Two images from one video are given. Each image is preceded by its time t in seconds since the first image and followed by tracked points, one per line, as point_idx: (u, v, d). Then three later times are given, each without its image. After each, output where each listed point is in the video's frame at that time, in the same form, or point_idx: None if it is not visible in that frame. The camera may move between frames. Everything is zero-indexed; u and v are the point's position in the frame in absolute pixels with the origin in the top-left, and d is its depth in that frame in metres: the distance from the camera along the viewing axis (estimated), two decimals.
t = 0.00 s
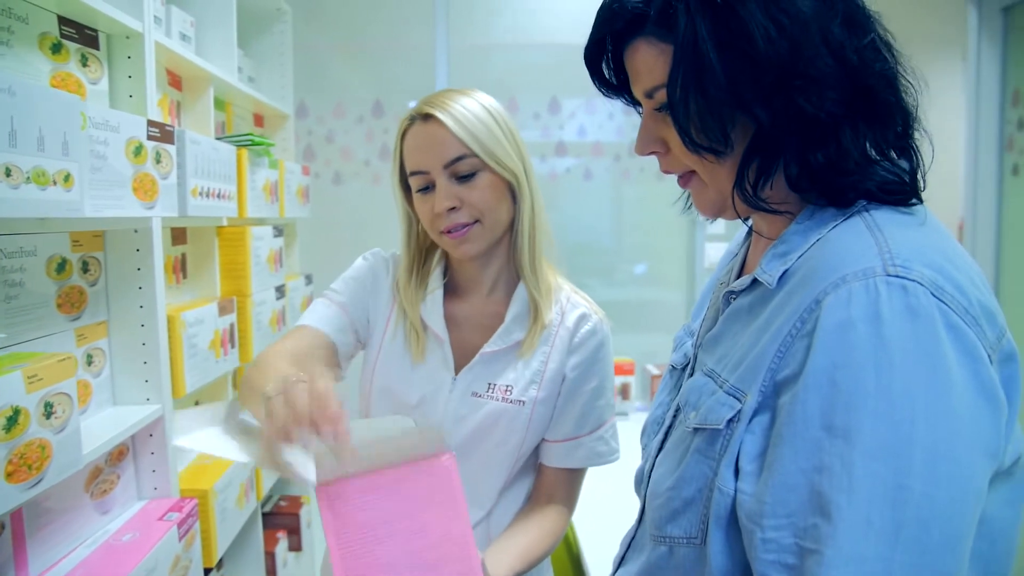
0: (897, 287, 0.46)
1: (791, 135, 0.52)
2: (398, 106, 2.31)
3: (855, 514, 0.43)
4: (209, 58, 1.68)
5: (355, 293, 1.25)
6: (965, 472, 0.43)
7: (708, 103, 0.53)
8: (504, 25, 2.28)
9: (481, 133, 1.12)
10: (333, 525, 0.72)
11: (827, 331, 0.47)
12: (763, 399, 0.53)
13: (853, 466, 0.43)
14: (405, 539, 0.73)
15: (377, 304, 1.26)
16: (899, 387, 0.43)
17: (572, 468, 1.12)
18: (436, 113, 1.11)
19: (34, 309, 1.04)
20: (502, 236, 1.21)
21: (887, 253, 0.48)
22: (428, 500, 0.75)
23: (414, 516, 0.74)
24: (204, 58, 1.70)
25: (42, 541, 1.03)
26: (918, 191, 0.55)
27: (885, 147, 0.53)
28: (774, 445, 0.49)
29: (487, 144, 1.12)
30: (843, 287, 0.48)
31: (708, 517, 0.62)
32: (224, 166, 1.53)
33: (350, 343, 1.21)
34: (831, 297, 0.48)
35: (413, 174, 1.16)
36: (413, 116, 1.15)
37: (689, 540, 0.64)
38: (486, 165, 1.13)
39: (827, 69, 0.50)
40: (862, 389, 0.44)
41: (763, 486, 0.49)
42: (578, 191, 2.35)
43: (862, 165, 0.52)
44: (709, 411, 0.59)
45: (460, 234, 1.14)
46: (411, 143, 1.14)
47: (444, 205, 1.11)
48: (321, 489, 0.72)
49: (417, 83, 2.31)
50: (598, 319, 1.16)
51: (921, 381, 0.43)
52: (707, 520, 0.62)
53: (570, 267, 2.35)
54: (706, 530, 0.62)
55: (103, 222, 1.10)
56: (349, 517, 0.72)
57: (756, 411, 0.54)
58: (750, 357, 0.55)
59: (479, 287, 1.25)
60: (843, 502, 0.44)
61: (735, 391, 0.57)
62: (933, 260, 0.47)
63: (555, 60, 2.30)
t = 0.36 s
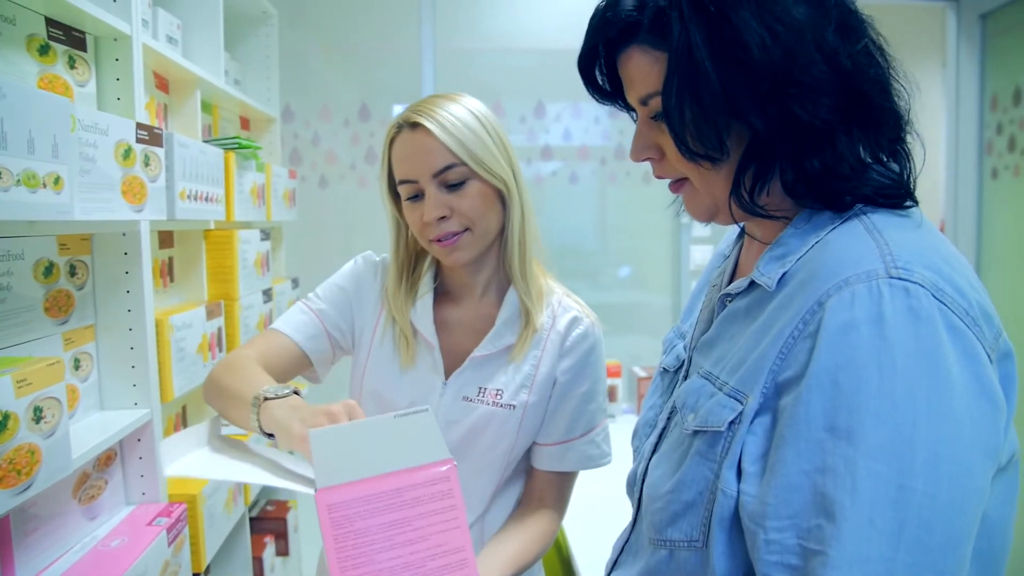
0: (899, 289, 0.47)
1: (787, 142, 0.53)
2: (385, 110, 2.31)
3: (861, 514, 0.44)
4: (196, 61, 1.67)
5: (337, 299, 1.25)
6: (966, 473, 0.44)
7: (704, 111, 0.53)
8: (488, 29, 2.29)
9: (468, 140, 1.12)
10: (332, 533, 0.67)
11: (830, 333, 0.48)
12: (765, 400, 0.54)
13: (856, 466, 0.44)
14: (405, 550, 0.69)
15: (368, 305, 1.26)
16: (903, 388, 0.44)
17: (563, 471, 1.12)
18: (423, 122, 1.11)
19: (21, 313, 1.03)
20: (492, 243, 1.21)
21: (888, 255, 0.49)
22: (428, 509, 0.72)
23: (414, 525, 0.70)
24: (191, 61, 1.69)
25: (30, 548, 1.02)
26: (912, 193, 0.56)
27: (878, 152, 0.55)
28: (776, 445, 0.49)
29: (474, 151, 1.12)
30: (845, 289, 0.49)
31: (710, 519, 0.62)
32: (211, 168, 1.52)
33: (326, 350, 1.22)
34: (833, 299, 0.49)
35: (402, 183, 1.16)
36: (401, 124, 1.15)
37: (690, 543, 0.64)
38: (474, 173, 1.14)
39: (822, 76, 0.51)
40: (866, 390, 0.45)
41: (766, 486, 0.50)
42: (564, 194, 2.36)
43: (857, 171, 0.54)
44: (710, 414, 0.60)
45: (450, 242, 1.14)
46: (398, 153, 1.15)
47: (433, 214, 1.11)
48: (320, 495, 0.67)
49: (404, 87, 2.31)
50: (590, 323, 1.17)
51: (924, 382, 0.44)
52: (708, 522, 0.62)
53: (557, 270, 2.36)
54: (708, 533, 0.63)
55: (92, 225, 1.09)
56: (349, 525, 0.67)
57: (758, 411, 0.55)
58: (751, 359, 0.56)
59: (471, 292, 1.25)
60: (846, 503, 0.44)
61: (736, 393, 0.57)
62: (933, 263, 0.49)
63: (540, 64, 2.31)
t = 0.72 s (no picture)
0: (887, 286, 0.47)
1: (771, 142, 0.54)
2: (382, 112, 2.32)
3: (849, 521, 0.44)
4: (194, 62, 1.67)
5: (338, 301, 1.25)
6: (961, 478, 0.44)
7: (685, 111, 0.54)
8: (485, 31, 2.29)
9: (469, 141, 1.13)
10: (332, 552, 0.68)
11: (817, 333, 0.48)
12: (749, 403, 0.55)
13: (843, 471, 0.45)
14: (404, 567, 0.70)
15: (369, 307, 1.26)
16: (894, 388, 0.44)
17: (561, 473, 1.13)
18: (425, 123, 1.11)
19: (19, 314, 1.02)
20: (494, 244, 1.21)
21: (875, 252, 0.49)
22: (427, 526, 0.73)
23: (413, 542, 0.72)
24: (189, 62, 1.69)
25: (27, 549, 1.02)
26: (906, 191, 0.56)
27: (867, 151, 0.55)
28: (763, 449, 0.50)
29: (477, 153, 1.13)
30: (831, 286, 0.49)
31: (691, 526, 0.63)
32: (209, 170, 1.51)
33: (327, 353, 1.22)
34: (818, 297, 0.50)
35: (404, 184, 1.16)
36: (402, 126, 1.16)
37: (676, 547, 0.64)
38: (476, 174, 1.14)
39: (805, 74, 0.51)
40: (852, 391, 0.45)
41: (752, 490, 0.51)
42: (560, 196, 2.36)
43: (844, 170, 0.54)
44: (694, 416, 0.61)
45: (452, 243, 1.15)
46: (400, 155, 1.15)
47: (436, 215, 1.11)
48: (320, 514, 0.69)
49: (401, 89, 2.31)
50: (589, 325, 1.17)
51: (913, 382, 0.44)
52: (690, 528, 0.63)
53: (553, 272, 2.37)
54: (690, 539, 0.63)
55: (90, 226, 1.09)
56: (348, 543, 0.69)
57: (742, 415, 0.55)
58: (736, 361, 0.57)
59: (470, 294, 1.25)
60: (834, 509, 0.45)
61: (719, 396, 0.59)
62: (923, 259, 0.49)
63: (538, 66, 2.31)
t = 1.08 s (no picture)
0: (877, 266, 0.48)
1: (745, 125, 0.54)
2: (381, 115, 2.32)
3: (837, 519, 0.44)
4: (194, 64, 1.68)
5: (337, 309, 1.26)
6: (957, 464, 0.44)
7: (657, 93, 0.54)
8: (484, 33, 2.30)
9: (471, 141, 1.13)
10: (350, 559, 0.66)
11: (804, 318, 0.48)
12: (735, 397, 0.55)
13: (832, 466, 0.45)
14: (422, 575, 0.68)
15: (368, 300, 1.28)
16: (885, 372, 0.44)
17: (560, 475, 1.13)
18: (427, 121, 1.12)
19: (19, 314, 1.03)
20: (492, 242, 1.22)
21: (865, 232, 0.50)
22: (445, 533, 0.71)
23: (431, 548, 0.70)
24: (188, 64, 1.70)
25: (26, 549, 1.02)
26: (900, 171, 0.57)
27: (850, 136, 0.55)
28: (749, 444, 0.50)
29: (478, 151, 1.14)
30: (818, 267, 0.50)
31: (676, 532, 0.64)
32: (208, 171, 1.52)
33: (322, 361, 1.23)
34: (805, 279, 0.50)
35: (404, 181, 1.16)
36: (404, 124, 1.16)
37: (660, 557, 0.65)
38: (476, 172, 1.15)
39: (781, 55, 0.51)
40: (841, 378, 0.45)
41: (739, 489, 0.50)
42: (559, 199, 2.37)
43: (824, 154, 0.54)
44: (677, 412, 0.62)
45: (451, 240, 1.15)
46: (400, 152, 1.15)
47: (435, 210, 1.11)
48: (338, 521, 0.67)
49: (401, 91, 2.32)
50: (586, 326, 1.18)
51: (906, 367, 0.45)
52: (675, 535, 0.64)
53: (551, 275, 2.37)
54: (676, 548, 0.64)
55: (89, 227, 1.09)
56: (367, 549, 0.67)
57: (726, 409, 0.56)
58: (721, 355, 0.58)
59: (468, 294, 1.26)
60: (824, 507, 0.45)
61: (703, 390, 0.59)
62: (915, 237, 0.49)
63: (537, 69, 2.32)
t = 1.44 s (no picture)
0: (834, 267, 0.45)
1: (723, 123, 0.53)
2: (380, 116, 2.33)
3: (791, 527, 0.41)
4: (193, 67, 1.69)
5: (338, 313, 1.29)
6: (914, 478, 0.41)
7: (634, 91, 0.54)
8: (483, 36, 2.31)
9: (468, 144, 1.15)
10: None
11: (759, 319, 0.45)
12: (695, 403, 0.54)
13: (781, 474, 0.42)
14: None
15: (359, 315, 1.29)
16: (838, 376, 0.42)
17: (551, 473, 1.13)
18: (425, 123, 1.13)
19: (19, 316, 1.03)
20: (483, 243, 1.22)
21: (826, 233, 0.48)
22: None
23: None
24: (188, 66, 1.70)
25: (26, 549, 1.02)
26: (880, 176, 0.54)
27: (834, 135, 0.53)
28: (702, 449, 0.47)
29: (473, 153, 1.15)
30: (775, 267, 0.47)
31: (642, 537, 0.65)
32: (206, 173, 1.52)
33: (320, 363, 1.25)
34: (762, 279, 0.47)
35: (399, 181, 1.17)
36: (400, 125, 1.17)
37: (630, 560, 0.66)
38: (470, 173, 1.16)
39: (756, 51, 0.49)
40: (792, 383, 0.43)
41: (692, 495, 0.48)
42: (557, 200, 2.38)
43: (802, 153, 0.52)
44: (645, 416, 0.63)
45: (445, 239, 1.15)
46: (397, 152, 1.16)
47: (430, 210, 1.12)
48: None
49: (399, 93, 2.33)
50: (574, 323, 1.19)
51: (861, 373, 0.42)
52: (641, 540, 0.65)
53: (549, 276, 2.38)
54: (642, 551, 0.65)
55: (87, 229, 1.09)
56: None
57: (689, 415, 0.54)
58: (687, 357, 0.56)
59: (458, 293, 1.26)
60: (771, 516, 0.42)
61: (669, 392, 0.60)
62: (879, 238, 0.47)
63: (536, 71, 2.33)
